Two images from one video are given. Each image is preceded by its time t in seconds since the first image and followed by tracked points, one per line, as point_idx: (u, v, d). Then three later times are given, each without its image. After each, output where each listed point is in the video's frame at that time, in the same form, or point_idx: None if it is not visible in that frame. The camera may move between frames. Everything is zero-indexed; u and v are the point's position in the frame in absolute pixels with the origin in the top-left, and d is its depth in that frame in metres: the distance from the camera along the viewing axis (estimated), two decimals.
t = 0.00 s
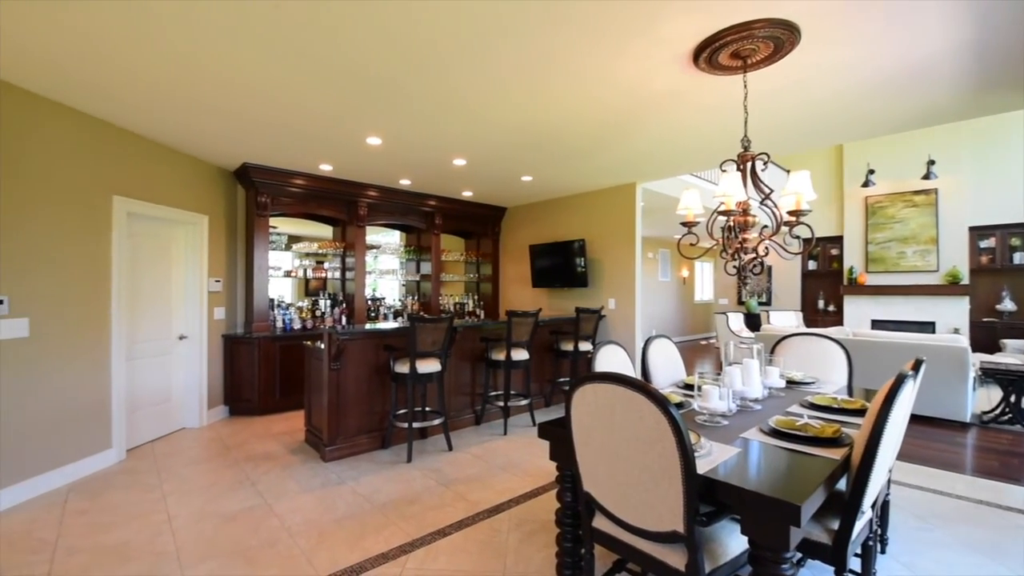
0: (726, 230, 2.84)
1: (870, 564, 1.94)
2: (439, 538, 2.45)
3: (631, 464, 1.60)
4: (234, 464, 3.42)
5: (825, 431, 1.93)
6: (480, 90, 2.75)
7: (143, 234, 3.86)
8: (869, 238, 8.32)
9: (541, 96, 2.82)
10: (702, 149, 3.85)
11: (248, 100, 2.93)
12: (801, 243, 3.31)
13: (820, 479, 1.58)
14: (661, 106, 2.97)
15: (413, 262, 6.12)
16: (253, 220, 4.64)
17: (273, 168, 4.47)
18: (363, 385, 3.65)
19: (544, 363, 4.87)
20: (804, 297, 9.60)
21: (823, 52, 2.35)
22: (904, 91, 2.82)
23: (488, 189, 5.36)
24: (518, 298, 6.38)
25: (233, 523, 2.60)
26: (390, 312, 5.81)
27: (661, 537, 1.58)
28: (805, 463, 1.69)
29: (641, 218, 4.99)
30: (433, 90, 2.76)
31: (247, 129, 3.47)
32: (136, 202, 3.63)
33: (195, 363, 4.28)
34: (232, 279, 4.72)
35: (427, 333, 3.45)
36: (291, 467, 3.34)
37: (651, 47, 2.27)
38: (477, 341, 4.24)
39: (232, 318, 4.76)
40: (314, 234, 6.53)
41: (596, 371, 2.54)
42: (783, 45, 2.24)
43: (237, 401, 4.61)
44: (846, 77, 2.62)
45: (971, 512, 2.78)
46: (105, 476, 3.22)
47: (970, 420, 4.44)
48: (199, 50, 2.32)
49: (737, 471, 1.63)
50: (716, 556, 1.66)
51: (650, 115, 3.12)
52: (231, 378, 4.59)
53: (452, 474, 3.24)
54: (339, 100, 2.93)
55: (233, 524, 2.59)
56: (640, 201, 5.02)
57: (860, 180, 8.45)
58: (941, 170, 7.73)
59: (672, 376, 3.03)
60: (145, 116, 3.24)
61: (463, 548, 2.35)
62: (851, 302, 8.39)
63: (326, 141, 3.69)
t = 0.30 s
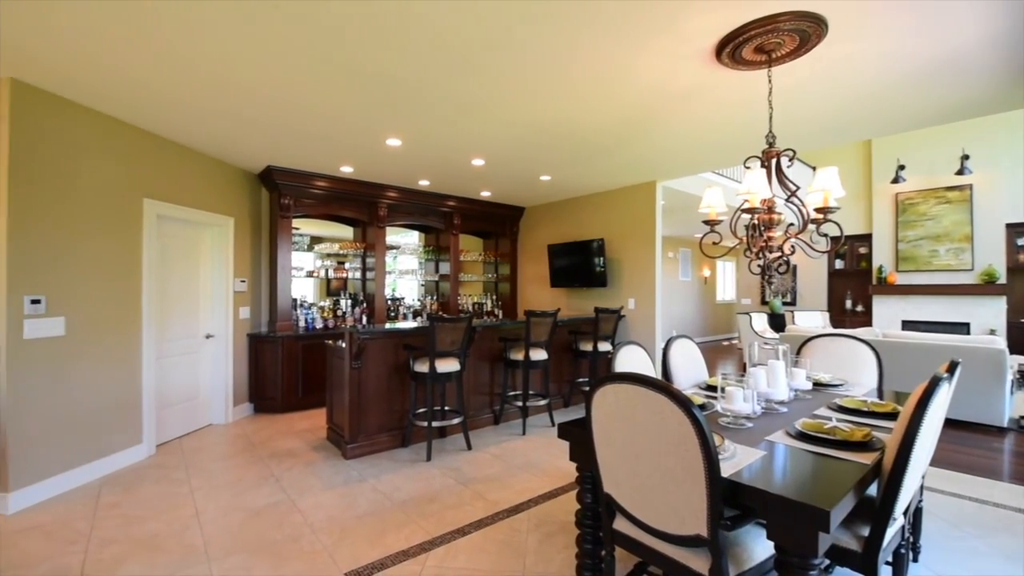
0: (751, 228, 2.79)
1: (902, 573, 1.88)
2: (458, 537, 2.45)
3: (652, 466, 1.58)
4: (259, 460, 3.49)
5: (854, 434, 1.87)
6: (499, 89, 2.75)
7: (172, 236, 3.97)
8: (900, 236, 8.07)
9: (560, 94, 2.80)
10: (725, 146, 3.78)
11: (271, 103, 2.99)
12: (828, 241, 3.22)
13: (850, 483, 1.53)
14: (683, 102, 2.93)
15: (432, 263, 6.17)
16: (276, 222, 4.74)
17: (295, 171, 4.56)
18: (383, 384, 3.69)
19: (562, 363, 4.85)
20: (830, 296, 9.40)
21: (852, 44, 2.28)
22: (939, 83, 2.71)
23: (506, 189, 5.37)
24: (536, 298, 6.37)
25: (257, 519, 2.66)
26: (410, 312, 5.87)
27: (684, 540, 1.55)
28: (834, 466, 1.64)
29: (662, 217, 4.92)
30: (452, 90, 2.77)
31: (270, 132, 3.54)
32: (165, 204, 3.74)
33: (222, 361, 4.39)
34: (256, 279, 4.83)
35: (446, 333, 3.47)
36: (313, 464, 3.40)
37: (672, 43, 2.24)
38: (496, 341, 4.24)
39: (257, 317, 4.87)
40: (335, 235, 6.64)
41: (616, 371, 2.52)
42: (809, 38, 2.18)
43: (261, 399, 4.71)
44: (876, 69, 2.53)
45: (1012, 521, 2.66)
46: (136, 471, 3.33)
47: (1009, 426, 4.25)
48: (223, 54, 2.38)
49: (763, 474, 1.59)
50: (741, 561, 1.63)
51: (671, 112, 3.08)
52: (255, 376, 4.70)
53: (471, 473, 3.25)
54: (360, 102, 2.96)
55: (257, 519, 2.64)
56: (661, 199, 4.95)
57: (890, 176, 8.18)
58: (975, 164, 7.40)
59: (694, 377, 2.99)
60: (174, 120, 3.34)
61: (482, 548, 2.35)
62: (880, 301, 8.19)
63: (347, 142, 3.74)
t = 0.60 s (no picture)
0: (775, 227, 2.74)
1: None
2: (477, 535, 2.46)
3: (674, 467, 1.56)
4: (282, 456, 3.57)
5: (884, 438, 1.81)
6: (517, 89, 2.75)
7: (200, 237, 4.08)
8: (930, 234, 7.80)
9: (579, 93, 2.79)
10: (748, 142, 3.71)
11: (294, 106, 3.05)
12: (856, 239, 3.13)
13: (881, 488, 1.49)
14: (704, 99, 2.88)
15: (450, 263, 6.21)
16: (299, 223, 4.83)
17: (317, 173, 4.64)
18: (403, 382, 3.73)
19: (581, 363, 4.83)
20: (857, 297, 9.16)
21: (881, 37, 2.21)
22: (974, 74, 2.61)
23: (525, 189, 5.37)
24: (554, 298, 6.35)
25: (281, 513, 2.71)
26: (429, 311, 5.92)
27: (706, 543, 1.53)
28: (862, 470, 1.60)
29: (682, 216, 4.86)
30: (472, 91, 2.78)
31: (293, 135, 3.61)
32: (193, 206, 3.85)
33: (246, 359, 4.50)
34: (280, 279, 4.94)
35: (464, 332, 3.49)
36: (335, 461, 3.45)
37: (693, 40, 2.21)
38: (514, 341, 4.25)
39: (280, 316, 4.97)
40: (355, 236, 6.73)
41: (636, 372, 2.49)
42: (836, 31, 2.13)
43: (284, 396, 4.81)
44: (907, 62, 2.45)
45: None
46: (165, 465, 3.43)
47: None
48: (249, 59, 2.44)
49: (789, 477, 1.56)
50: (766, 565, 1.60)
51: (692, 109, 3.03)
52: (278, 374, 4.80)
53: (490, 472, 3.25)
54: (380, 104, 3.00)
55: (281, 514, 2.70)
56: (681, 198, 4.89)
57: (920, 172, 7.91)
58: (1010, 160, 7.07)
59: (715, 378, 2.94)
60: (201, 124, 3.43)
61: (501, 547, 2.36)
62: (909, 302, 7.95)
63: (367, 144, 3.79)
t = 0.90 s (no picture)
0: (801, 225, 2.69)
1: None
2: (496, 534, 2.47)
3: (698, 470, 1.54)
4: (305, 453, 3.64)
5: (916, 442, 1.75)
6: (536, 89, 2.75)
7: (227, 239, 4.19)
8: (964, 232, 7.52)
9: (598, 92, 2.78)
10: (772, 139, 3.63)
11: (317, 109, 3.11)
12: (885, 237, 3.05)
13: (913, 494, 1.44)
14: (727, 96, 2.84)
15: (468, 263, 6.24)
16: (321, 224, 4.92)
17: (339, 174, 4.72)
18: (423, 381, 3.76)
19: (600, 363, 4.80)
20: (886, 297, 8.90)
21: (912, 29, 2.14)
22: (1014, 66, 2.50)
23: (543, 188, 5.37)
24: (573, 298, 6.33)
25: (305, 509, 2.76)
26: (447, 311, 5.96)
27: (731, 547, 1.51)
28: (892, 474, 1.56)
29: (703, 215, 4.79)
30: (491, 91, 2.80)
31: (315, 137, 3.68)
32: (220, 209, 3.95)
33: (270, 357, 4.59)
34: (302, 280, 5.03)
35: (483, 332, 3.50)
36: (356, 458, 3.51)
37: (716, 36, 2.18)
38: (533, 341, 4.25)
39: (302, 316, 5.07)
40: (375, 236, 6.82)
41: (657, 372, 2.47)
42: (864, 24, 2.07)
43: (306, 394, 4.90)
44: (940, 55, 2.37)
45: None
46: (193, 460, 3.53)
47: None
48: (274, 63, 2.49)
49: (816, 482, 1.52)
50: (793, 571, 1.56)
51: (714, 106, 2.99)
52: (301, 373, 4.89)
53: (509, 472, 3.26)
54: (400, 106, 3.03)
55: (304, 509, 2.75)
56: (702, 197, 4.82)
57: (953, 168, 7.64)
58: None
59: (738, 380, 2.90)
60: (227, 128, 3.52)
61: (521, 546, 2.36)
62: (941, 302, 7.68)
63: (387, 145, 3.83)
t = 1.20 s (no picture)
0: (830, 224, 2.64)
1: None
2: (517, 534, 2.48)
3: (723, 472, 1.52)
4: (328, 450, 3.70)
5: (950, 446, 1.70)
6: (556, 88, 2.75)
7: (252, 240, 4.29)
8: (998, 230, 7.25)
9: (619, 90, 2.76)
10: (797, 136, 3.56)
11: (339, 112, 3.16)
12: (916, 236, 2.97)
13: (948, 500, 1.39)
14: (751, 92, 2.79)
15: (487, 263, 6.26)
16: (342, 225, 4.99)
17: (359, 176, 4.79)
18: (443, 381, 3.79)
19: (620, 363, 4.76)
20: (915, 297, 8.63)
21: (946, 21, 2.07)
22: None
23: (561, 188, 5.36)
24: (591, 298, 6.30)
25: (328, 505, 2.81)
26: (466, 311, 5.99)
27: (756, 551, 1.48)
28: (925, 479, 1.51)
29: (725, 213, 4.72)
30: (511, 91, 2.80)
31: (337, 139, 3.73)
32: (246, 211, 4.05)
33: (294, 357, 4.68)
34: (324, 280, 5.12)
35: (503, 332, 3.51)
36: (378, 456, 3.55)
37: (740, 32, 2.15)
38: (552, 341, 4.24)
39: (324, 316, 5.16)
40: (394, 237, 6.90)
41: (679, 373, 2.45)
42: (895, 17, 2.01)
43: (328, 393, 4.98)
44: (977, 46, 2.29)
45: None
46: (220, 456, 3.62)
47: None
48: (299, 67, 2.54)
49: (845, 486, 1.48)
50: None
51: (738, 102, 2.94)
52: (323, 372, 4.98)
53: (529, 472, 3.26)
54: (421, 107, 3.05)
55: (327, 506, 2.80)
56: (724, 195, 4.75)
57: (987, 164, 7.37)
58: None
59: (763, 382, 2.85)
60: (252, 132, 3.60)
61: (541, 546, 2.36)
62: (974, 303, 7.42)
63: (407, 147, 3.87)
